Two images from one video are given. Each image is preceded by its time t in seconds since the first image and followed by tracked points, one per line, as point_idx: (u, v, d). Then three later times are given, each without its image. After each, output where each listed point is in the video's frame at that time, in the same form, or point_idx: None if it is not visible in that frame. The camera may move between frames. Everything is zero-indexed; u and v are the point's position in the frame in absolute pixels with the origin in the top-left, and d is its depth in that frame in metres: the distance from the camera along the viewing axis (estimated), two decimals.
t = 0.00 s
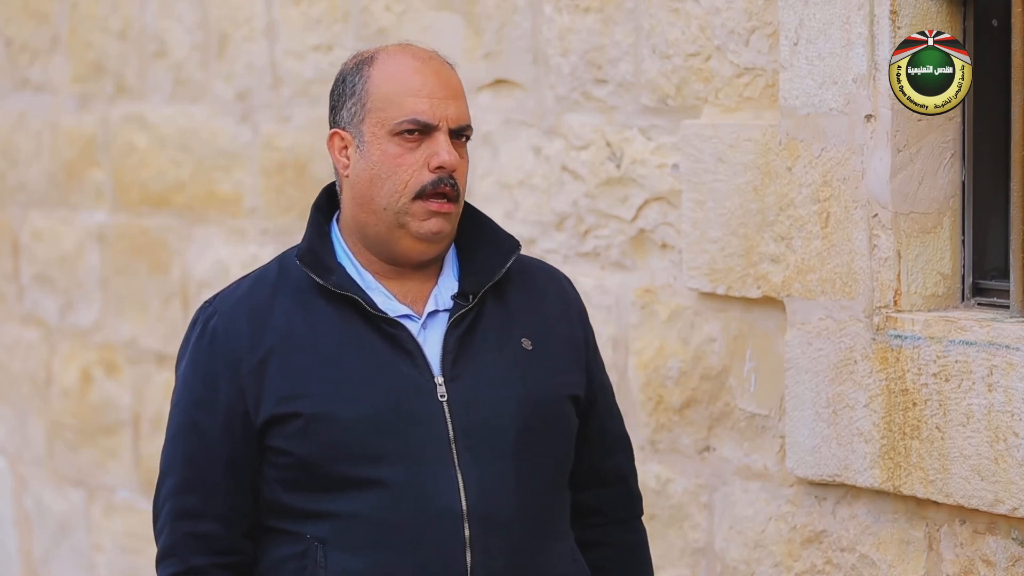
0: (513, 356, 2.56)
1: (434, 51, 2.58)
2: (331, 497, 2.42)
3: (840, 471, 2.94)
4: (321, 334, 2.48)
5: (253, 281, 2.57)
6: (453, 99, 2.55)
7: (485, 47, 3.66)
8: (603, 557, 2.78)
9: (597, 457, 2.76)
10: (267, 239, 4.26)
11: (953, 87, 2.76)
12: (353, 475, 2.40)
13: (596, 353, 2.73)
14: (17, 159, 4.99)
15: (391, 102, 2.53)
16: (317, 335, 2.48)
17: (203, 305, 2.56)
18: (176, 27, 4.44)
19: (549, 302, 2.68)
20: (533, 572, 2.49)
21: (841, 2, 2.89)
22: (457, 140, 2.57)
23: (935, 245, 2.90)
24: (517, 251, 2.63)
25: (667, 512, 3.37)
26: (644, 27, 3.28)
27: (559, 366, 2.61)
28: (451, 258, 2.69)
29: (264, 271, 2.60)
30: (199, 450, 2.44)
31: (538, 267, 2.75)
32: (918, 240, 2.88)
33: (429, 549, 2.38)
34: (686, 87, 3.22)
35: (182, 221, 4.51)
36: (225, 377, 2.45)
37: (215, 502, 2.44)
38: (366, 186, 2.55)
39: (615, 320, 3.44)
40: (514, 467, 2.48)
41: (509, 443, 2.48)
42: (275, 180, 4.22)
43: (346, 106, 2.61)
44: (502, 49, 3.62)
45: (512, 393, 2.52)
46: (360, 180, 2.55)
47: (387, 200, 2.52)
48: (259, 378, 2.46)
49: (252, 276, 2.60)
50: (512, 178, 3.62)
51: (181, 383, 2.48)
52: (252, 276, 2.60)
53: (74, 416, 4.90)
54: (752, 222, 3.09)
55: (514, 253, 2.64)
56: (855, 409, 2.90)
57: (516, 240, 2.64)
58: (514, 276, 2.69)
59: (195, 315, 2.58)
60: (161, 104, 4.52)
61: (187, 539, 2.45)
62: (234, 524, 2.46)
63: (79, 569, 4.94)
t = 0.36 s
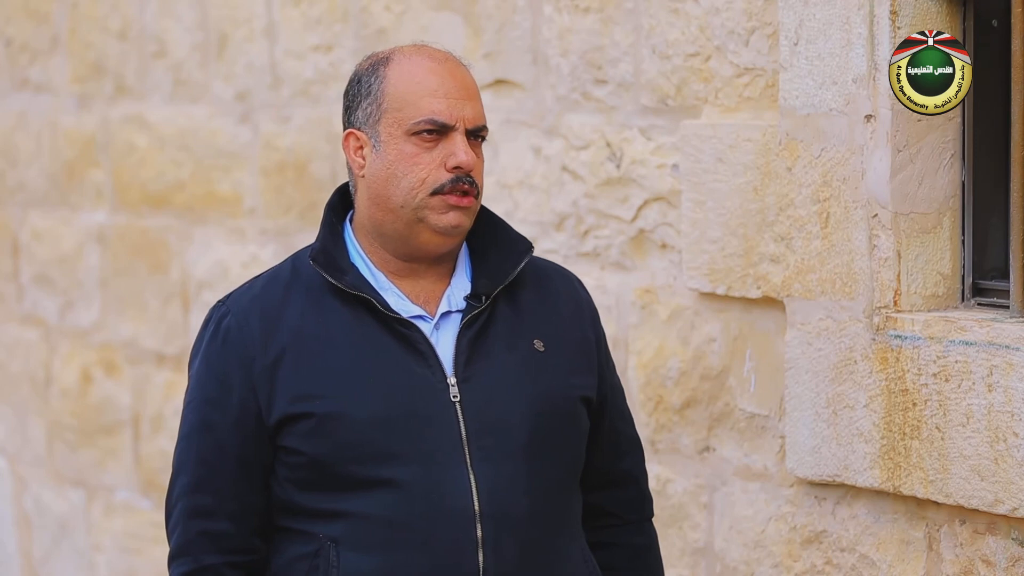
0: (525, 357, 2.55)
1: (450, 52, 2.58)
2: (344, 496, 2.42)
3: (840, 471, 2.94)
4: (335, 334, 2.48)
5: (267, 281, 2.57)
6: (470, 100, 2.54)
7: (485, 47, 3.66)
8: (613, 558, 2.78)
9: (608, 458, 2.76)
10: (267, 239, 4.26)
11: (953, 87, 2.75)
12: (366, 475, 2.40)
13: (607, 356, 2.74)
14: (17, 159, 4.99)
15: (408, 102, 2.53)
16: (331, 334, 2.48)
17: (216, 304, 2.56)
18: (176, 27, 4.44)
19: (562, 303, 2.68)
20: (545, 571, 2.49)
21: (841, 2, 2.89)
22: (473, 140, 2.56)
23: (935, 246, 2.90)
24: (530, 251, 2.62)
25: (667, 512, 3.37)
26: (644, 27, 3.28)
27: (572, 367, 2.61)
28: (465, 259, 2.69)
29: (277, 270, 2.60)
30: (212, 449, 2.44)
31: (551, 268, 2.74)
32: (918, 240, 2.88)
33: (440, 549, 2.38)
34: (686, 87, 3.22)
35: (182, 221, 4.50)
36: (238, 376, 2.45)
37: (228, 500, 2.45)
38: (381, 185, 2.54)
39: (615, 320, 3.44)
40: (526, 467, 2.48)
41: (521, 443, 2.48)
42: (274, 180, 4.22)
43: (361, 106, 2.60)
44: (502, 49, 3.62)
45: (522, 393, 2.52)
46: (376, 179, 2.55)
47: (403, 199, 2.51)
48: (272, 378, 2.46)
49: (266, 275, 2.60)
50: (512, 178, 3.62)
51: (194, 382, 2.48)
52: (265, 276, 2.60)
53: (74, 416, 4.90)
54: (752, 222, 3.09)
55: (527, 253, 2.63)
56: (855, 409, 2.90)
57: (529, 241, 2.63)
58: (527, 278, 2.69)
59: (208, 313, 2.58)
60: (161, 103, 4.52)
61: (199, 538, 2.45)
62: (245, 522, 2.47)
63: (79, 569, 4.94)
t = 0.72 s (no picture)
0: (540, 358, 2.56)
1: (470, 54, 2.58)
2: (358, 497, 2.42)
3: (840, 471, 2.94)
4: (351, 334, 2.48)
5: (283, 281, 2.57)
6: (489, 101, 2.54)
7: (485, 47, 3.66)
8: (627, 559, 2.78)
9: (622, 459, 2.76)
10: (267, 239, 4.27)
11: (953, 87, 2.75)
12: (380, 475, 2.41)
13: (622, 358, 2.74)
14: (17, 159, 4.99)
15: (427, 103, 2.53)
16: (347, 335, 2.48)
17: (233, 303, 2.56)
18: (176, 27, 4.44)
19: (578, 306, 2.68)
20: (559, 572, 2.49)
21: (841, 2, 2.89)
22: (492, 142, 2.56)
23: (935, 246, 2.90)
24: (546, 254, 2.62)
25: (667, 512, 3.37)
26: (644, 27, 3.29)
27: (587, 369, 2.61)
28: (481, 260, 2.69)
29: (294, 270, 2.60)
30: (227, 449, 2.44)
31: (566, 270, 2.74)
32: (918, 240, 2.88)
33: (454, 549, 2.38)
34: (686, 87, 3.22)
35: (182, 221, 4.51)
36: (254, 375, 2.45)
37: (244, 499, 2.45)
38: (399, 186, 2.54)
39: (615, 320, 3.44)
40: (540, 468, 2.48)
41: (536, 443, 2.48)
42: (274, 180, 4.22)
43: (381, 106, 2.60)
44: (502, 49, 3.62)
45: (536, 394, 2.51)
46: (394, 180, 2.55)
47: (421, 200, 2.51)
48: (288, 378, 2.46)
49: (282, 275, 2.60)
50: (512, 178, 3.62)
51: (210, 381, 2.49)
52: (282, 276, 2.60)
53: (74, 416, 4.90)
54: (752, 222, 3.10)
55: (543, 256, 2.63)
56: (855, 409, 2.90)
57: (545, 243, 2.64)
58: (543, 280, 2.69)
59: (224, 313, 2.58)
60: (161, 104, 4.52)
61: (215, 537, 2.45)
62: (261, 521, 2.47)
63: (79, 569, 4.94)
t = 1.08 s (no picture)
0: (553, 359, 2.55)
1: (485, 55, 2.58)
2: (368, 496, 2.42)
3: (840, 472, 2.94)
4: (363, 334, 2.48)
5: (296, 280, 2.57)
6: (503, 102, 2.54)
7: (485, 47, 3.66)
8: (638, 561, 2.78)
9: (633, 460, 2.75)
10: (267, 239, 4.27)
11: (953, 87, 2.75)
12: (390, 475, 2.41)
13: (634, 360, 2.73)
14: (17, 159, 4.98)
15: (442, 103, 2.52)
16: (359, 334, 2.48)
17: (246, 302, 2.56)
18: (176, 27, 4.44)
19: (591, 307, 2.68)
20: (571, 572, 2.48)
21: (841, 2, 2.89)
22: (506, 143, 2.56)
23: (935, 246, 2.90)
24: (559, 256, 2.61)
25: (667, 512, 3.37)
26: (644, 27, 3.28)
27: (600, 370, 2.61)
28: (493, 261, 2.69)
29: (307, 269, 2.61)
30: (240, 447, 2.44)
31: (579, 272, 2.74)
32: (918, 240, 2.88)
33: (464, 549, 2.38)
34: (685, 87, 3.22)
35: (182, 221, 4.50)
36: (267, 374, 2.45)
37: (256, 497, 2.45)
38: (413, 186, 2.54)
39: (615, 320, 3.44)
40: (551, 469, 2.48)
41: (547, 444, 2.48)
42: (274, 180, 4.22)
43: (395, 107, 2.60)
44: (502, 49, 3.62)
45: (548, 395, 2.51)
46: (408, 180, 2.55)
47: (435, 199, 2.51)
48: (300, 377, 2.46)
49: (295, 274, 2.60)
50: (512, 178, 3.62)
51: (223, 379, 2.49)
52: (295, 275, 2.60)
53: (74, 416, 4.90)
54: (752, 222, 3.09)
55: (557, 258, 2.63)
56: (855, 409, 2.90)
57: (558, 245, 2.63)
58: (555, 281, 2.68)
59: (237, 311, 2.58)
60: (161, 104, 4.52)
61: (227, 535, 2.45)
62: (273, 521, 2.47)
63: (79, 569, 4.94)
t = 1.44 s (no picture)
0: (552, 359, 2.55)
1: (484, 55, 2.58)
2: (367, 496, 2.42)
3: (840, 472, 2.94)
4: (361, 333, 2.48)
5: (295, 280, 2.57)
6: (503, 102, 2.54)
7: (485, 47, 3.66)
8: (636, 561, 2.78)
9: (632, 460, 2.75)
10: (267, 239, 4.27)
11: (953, 87, 2.75)
12: (389, 474, 2.41)
13: (632, 360, 2.73)
14: (17, 159, 4.98)
15: (441, 103, 2.52)
16: (357, 334, 2.48)
17: (245, 302, 2.56)
18: (176, 27, 4.44)
19: (590, 308, 2.68)
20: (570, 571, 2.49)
21: (841, 2, 2.89)
22: (505, 143, 2.56)
23: (935, 246, 2.90)
24: (559, 256, 2.61)
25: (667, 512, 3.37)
26: (644, 27, 3.28)
27: (599, 370, 2.61)
28: (493, 261, 2.69)
29: (305, 269, 2.60)
30: (238, 447, 2.44)
31: (578, 271, 2.74)
32: (918, 240, 2.88)
33: (463, 549, 2.38)
34: (685, 87, 3.22)
35: (182, 221, 4.50)
36: (265, 374, 2.45)
37: (255, 498, 2.45)
38: (413, 185, 2.54)
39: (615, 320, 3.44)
40: (550, 469, 2.47)
41: (547, 443, 2.48)
42: (274, 180, 4.22)
43: (394, 106, 2.60)
44: (502, 49, 3.62)
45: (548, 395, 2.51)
46: (407, 179, 2.55)
47: (434, 199, 2.51)
48: (298, 377, 2.46)
49: (294, 274, 2.60)
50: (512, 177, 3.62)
51: (221, 380, 2.49)
52: (293, 275, 2.60)
53: (74, 416, 4.90)
54: (752, 222, 3.09)
55: (556, 258, 2.63)
56: (855, 409, 2.90)
57: (557, 245, 2.63)
58: (554, 281, 2.68)
59: (236, 311, 2.58)
60: (161, 104, 4.52)
61: (226, 535, 2.45)
62: (271, 521, 2.47)
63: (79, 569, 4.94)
